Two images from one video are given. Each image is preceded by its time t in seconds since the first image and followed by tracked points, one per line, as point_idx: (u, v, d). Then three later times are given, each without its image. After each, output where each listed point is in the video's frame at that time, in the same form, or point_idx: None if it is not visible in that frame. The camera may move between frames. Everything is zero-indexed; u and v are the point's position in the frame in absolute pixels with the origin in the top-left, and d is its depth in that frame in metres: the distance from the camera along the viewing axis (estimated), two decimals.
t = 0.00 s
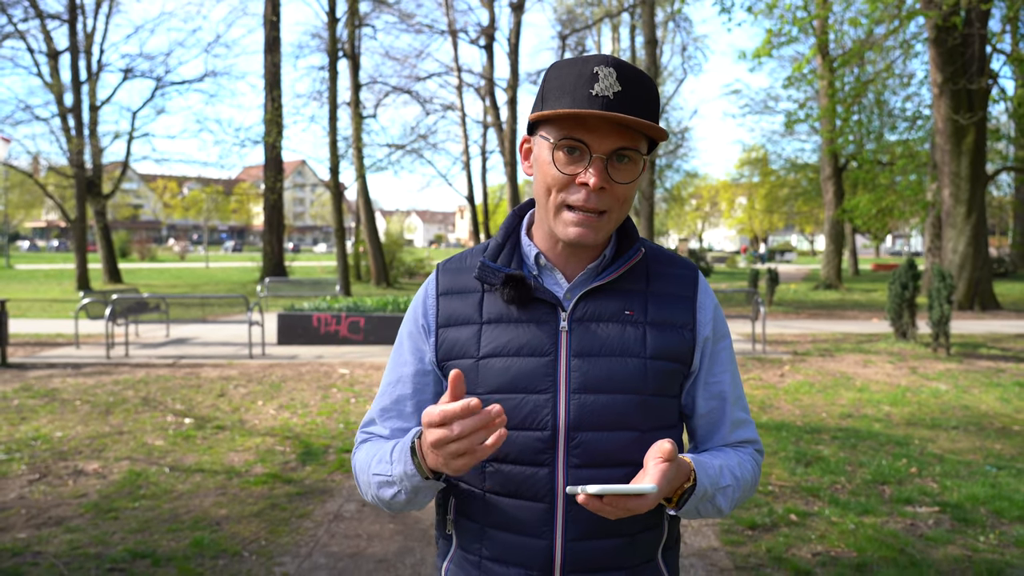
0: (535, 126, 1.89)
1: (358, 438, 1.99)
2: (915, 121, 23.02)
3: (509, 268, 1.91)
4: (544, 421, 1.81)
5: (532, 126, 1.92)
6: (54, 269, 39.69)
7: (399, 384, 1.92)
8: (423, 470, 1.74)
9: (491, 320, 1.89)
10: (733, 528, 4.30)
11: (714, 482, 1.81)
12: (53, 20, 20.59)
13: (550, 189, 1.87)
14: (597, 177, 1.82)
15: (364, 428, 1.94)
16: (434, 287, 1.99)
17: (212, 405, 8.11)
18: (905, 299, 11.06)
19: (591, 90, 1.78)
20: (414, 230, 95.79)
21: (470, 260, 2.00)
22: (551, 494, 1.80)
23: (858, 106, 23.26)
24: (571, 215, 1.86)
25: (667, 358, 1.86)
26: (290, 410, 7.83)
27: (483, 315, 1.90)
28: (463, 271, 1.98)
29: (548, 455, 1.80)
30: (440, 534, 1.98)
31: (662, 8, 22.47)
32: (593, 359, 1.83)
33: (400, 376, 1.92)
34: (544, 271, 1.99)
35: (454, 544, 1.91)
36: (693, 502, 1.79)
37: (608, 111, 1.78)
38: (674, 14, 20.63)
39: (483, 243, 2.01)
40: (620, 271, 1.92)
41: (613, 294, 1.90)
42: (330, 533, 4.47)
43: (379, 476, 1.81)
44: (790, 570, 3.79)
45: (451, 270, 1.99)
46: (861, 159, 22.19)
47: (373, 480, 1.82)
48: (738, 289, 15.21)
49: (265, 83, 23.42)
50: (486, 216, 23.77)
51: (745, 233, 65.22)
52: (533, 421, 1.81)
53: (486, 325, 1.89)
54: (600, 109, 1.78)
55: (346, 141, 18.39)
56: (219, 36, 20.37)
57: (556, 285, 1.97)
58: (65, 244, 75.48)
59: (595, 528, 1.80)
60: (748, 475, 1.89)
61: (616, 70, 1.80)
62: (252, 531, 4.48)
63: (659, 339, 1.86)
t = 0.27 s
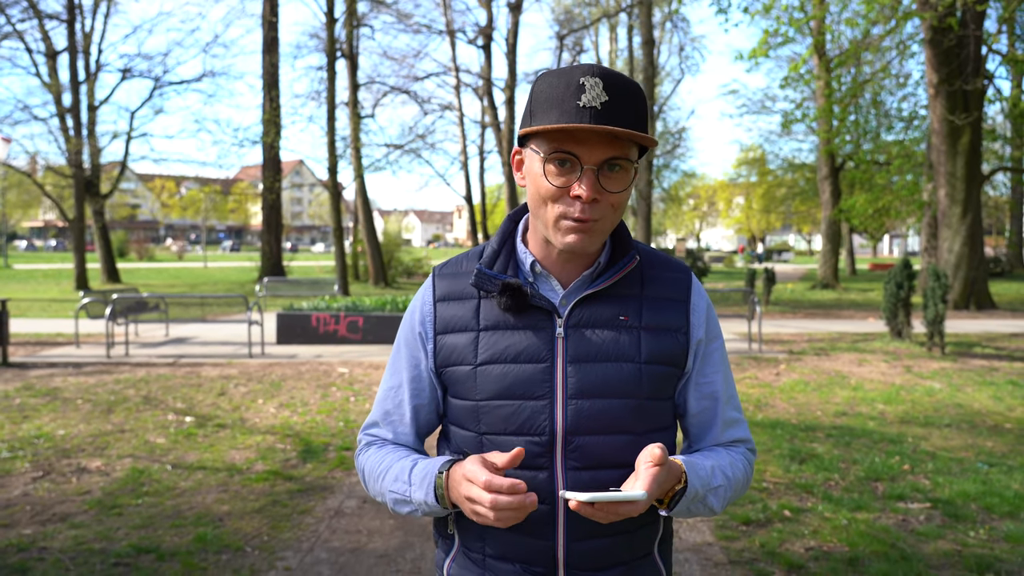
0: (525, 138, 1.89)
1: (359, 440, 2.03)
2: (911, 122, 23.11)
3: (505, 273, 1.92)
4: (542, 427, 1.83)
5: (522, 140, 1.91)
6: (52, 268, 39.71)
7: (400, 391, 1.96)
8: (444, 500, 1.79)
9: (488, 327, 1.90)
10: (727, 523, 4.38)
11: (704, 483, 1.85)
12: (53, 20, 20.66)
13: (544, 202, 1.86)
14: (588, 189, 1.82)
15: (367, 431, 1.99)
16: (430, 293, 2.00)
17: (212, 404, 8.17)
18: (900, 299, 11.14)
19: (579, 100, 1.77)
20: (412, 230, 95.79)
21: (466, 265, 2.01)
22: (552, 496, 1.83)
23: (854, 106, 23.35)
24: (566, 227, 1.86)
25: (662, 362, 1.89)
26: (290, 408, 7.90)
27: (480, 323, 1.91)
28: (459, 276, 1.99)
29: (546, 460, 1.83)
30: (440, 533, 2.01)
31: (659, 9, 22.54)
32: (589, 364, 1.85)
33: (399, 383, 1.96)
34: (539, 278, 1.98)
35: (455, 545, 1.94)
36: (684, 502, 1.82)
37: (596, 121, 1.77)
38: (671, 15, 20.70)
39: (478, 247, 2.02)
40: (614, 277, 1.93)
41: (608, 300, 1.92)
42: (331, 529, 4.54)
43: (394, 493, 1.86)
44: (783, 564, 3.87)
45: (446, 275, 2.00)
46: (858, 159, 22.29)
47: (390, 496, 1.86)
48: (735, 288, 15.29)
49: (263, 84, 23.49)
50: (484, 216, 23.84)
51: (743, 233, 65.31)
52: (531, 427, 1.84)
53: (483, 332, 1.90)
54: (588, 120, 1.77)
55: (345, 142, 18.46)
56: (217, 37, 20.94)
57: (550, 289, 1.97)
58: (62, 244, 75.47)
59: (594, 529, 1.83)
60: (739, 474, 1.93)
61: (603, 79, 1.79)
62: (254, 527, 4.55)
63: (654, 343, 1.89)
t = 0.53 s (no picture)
0: (495, 172, 1.85)
1: (339, 456, 2.04)
2: (908, 122, 23.23)
3: (481, 282, 1.94)
4: (523, 432, 1.86)
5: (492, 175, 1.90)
6: (52, 269, 39.75)
7: (380, 404, 1.98)
8: (444, 512, 1.80)
9: (466, 335, 1.92)
10: (721, 518, 4.47)
11: (679, 478, 1.87)
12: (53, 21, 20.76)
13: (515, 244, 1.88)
14: (560, 239, 1.81)
15: (346, 447, 2.00)
16: (405, 304, 2.01)
17: (214, 402, 8.26)
18: (895, 298, 11.24)
19: (549, 159, 1.76)
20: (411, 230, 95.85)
21: (440, 275, 2.01)
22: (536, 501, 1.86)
23: (852, 107, 23.45)
24: (538, 264, 1.87)
25: (639, 362, 1.92)
26: (291, 407, 7.98)
27: (457, 332, 1.93)
28: (433, 286, 2.00)
29: (529, 464, 1.86)
30: (426, 545, 2.03)
31: (658, 9, 22.64)
32: (567, 368, 1.88)
33: (379, 396, 1.98)
34: (513, 284, 2.00)
35: (441, 555, 1.97)
36: (658, 496, 1.85)
37: (565, 185, 1.76)
38: (669, 15, 20.80)
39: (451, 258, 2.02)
40: (589, 282, 1.94)
41: (584, 304, 1.94)
42: (333, 523, 4.62)
43: (387, 508, 1.86)
44: (775, 556, 3.95)
45: (420, 286, 2.01)
46: (855, 159, 22.39)
47: (383, 512, 1.87)
48: (733, 288, 15.38)
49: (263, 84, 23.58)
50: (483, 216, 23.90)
51: (742, 234, 65.42)
52: (512, 433, 1.86)
53: (461, 341, 1.92)
54: (557, 183, 1.76)
55: (346, 142, 18.55)
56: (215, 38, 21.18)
57: (526, 297, 1.99)
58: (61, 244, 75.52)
59: (579, 530, 1.87)
60: (715, 471, 1.95)
61: (571, 136, 1.75)
62: (257, 522, 4.63)
63: (630, 344, 1.91)
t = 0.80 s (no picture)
0: (447, 175, 1.83)
1: (300, 460, 2.00)
2: (906, 122, 23.35)
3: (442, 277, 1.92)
4: (488, 428, 1.84)
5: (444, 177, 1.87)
6: (52, 268, 39.81)
7: (342, 404, 1.95)
8: (414, 512, 1.78)
9: (428, 332, 1.90)
10: (717, 512, 4.54)
11: (649, 469, 1.87)
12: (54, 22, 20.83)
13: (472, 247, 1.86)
14: (515, 241, 1.79)
15: (308, 450, 1.96)
16: (365, 301, 1.99)
17: (216, 400, 8.34)
18: (892, 297, 11.32)
19: (500, 162, 1.74)
20: (410, 230, 95.92)
21: (400, 272, 1.99)
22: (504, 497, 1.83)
23: (850, 107, 23.57)
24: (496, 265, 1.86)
25: (605, 353, 1.91)
26: (293, 404, 8.06)
27: (419, 328, 1.91)
28: (393, 283, 1.98)
29: (495, 460, 1.84)
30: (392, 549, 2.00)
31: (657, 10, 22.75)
32: (531, 362, 1.86)
33: (341, 395, 1.95)
34: (474, 280, 1.98)
35: (406, 558, 1.94)
36: (628, 488, 1.83)
37: (517, 187, 1.75)
38: (669, 16, 20.91)
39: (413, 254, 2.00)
40: (553, 273, 1.92)
41: (549, 297, 1.92)
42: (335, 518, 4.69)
43: (354, 509, 1.84)
44: (770, 549, 4.03)
45: (380, 283, 1.99)
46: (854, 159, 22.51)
47: (349, 514, 1.84)
48: (731, 288, 15.48)
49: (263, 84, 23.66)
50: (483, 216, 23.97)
51: (740, 233, 65.58)
52: (476, 428, 1.84)
53: (424, 337, 1.90)
54: (510, 186, 1.74)
55: (346, 143, 18.62)
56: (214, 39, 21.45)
57: (488, 290, 1.97)
58: (60, 244, 75.55)
59: (548, 527, 1.85)
60: (684, 462, 1.95)
61: (521, 138, 1.74)
62: (261, 517, 4.71)
63: (596, 336, 1.90)
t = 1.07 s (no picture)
0: (426, 172, 1.85)
1: (284, 460, 2.02)
2: (905, 123, 23.43)
3: (421, 276, 1.95)
4: (466, 427, 1.87)
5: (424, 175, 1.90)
6: (52, 269, 39.87)
7: (324, 405, 1.98)
8: (395, 511, 1.80)
9: (407, 331, 1.93)
10: (715, 508, 4.62)
11: (629, 467, 1.89)
12: (55, 23, 20.89)
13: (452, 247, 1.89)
14: (494, 240, 1.81)
15: (290, 450, 1.98)
16: (346, 301, 2.02)
17: (219, 399, 8.42)
18: (890, 297, 11.39)
19: (477, 159, 1.76)
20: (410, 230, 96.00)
21: (380, 272, 2.02)
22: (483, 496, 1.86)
23: (850, 108, 23.63)
24: (475, 266, 1.88)
25: (584, 353, 1.93)
26: (295, 403, 8.14)
27: (399, 328, 1.94)
28: (374, 282, 2.01)
29: (473, 459, 1.86)
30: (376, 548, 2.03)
31: (656, 11, 22.82)
32: (510, 361, 1.89)
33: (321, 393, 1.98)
34: (453, 279, 2.01)
35: (388, 557, 1.96)
36: (607, 486, 1.86)
37: (495, 184, 1.77)
38: (668, 17, 20.99)
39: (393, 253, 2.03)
40: (533, 273, 1.95)
41: (529, 297, 1.94)
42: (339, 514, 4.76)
43: (337, 509, 1.85)
44: (766, 544, 4.10)
45: (360, 283, 2.02)
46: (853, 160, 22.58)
47: (332, 514, 1.86)
48: (730, 288, 15.57)
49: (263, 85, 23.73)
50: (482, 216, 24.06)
51: (740, 234, 65.66)
52: (455, 427, 1.87)
53: (403, 336, 1.93)
54: (486, 183, 1.77)
55: (347, 144, 18.68)
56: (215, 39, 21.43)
57: (467, 290, 2.00)
58: (60, 244, 75.57)
59: (526, 526, 1.88)
60: (665, 460, 1.97)
61: (499, 136, 1.76)
62: (266, 513, 4.79)
63: (575, 337, 1.93)
